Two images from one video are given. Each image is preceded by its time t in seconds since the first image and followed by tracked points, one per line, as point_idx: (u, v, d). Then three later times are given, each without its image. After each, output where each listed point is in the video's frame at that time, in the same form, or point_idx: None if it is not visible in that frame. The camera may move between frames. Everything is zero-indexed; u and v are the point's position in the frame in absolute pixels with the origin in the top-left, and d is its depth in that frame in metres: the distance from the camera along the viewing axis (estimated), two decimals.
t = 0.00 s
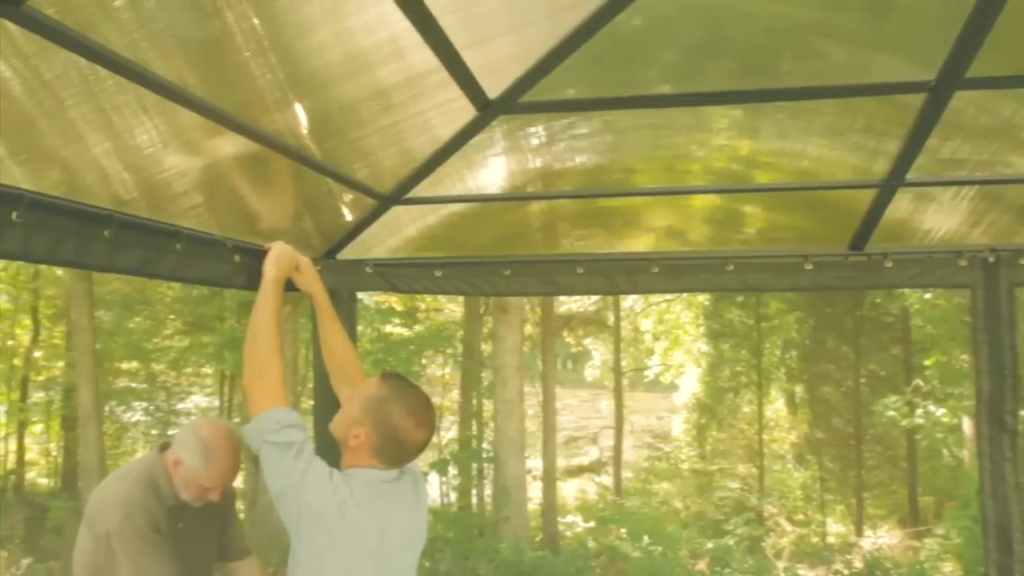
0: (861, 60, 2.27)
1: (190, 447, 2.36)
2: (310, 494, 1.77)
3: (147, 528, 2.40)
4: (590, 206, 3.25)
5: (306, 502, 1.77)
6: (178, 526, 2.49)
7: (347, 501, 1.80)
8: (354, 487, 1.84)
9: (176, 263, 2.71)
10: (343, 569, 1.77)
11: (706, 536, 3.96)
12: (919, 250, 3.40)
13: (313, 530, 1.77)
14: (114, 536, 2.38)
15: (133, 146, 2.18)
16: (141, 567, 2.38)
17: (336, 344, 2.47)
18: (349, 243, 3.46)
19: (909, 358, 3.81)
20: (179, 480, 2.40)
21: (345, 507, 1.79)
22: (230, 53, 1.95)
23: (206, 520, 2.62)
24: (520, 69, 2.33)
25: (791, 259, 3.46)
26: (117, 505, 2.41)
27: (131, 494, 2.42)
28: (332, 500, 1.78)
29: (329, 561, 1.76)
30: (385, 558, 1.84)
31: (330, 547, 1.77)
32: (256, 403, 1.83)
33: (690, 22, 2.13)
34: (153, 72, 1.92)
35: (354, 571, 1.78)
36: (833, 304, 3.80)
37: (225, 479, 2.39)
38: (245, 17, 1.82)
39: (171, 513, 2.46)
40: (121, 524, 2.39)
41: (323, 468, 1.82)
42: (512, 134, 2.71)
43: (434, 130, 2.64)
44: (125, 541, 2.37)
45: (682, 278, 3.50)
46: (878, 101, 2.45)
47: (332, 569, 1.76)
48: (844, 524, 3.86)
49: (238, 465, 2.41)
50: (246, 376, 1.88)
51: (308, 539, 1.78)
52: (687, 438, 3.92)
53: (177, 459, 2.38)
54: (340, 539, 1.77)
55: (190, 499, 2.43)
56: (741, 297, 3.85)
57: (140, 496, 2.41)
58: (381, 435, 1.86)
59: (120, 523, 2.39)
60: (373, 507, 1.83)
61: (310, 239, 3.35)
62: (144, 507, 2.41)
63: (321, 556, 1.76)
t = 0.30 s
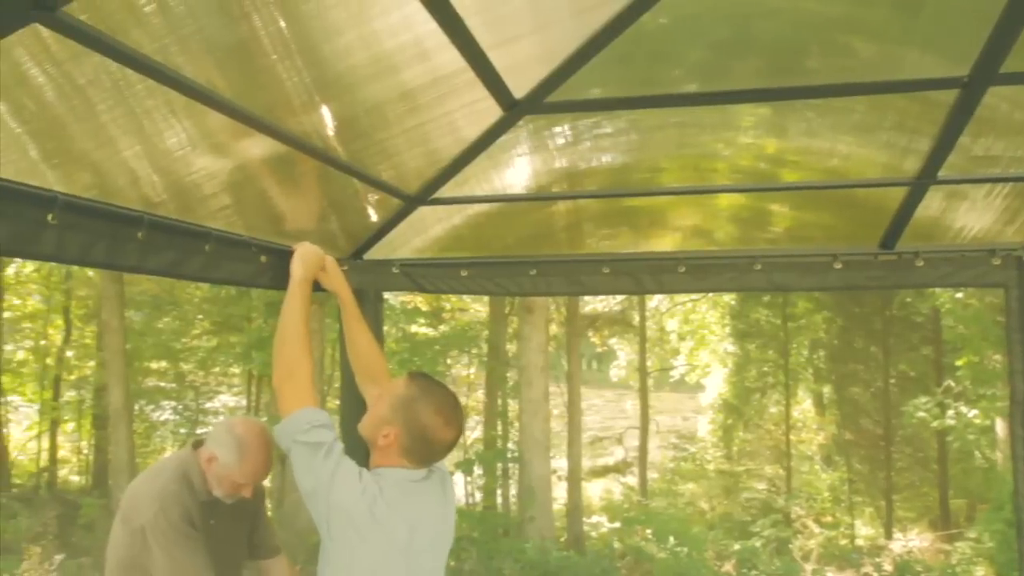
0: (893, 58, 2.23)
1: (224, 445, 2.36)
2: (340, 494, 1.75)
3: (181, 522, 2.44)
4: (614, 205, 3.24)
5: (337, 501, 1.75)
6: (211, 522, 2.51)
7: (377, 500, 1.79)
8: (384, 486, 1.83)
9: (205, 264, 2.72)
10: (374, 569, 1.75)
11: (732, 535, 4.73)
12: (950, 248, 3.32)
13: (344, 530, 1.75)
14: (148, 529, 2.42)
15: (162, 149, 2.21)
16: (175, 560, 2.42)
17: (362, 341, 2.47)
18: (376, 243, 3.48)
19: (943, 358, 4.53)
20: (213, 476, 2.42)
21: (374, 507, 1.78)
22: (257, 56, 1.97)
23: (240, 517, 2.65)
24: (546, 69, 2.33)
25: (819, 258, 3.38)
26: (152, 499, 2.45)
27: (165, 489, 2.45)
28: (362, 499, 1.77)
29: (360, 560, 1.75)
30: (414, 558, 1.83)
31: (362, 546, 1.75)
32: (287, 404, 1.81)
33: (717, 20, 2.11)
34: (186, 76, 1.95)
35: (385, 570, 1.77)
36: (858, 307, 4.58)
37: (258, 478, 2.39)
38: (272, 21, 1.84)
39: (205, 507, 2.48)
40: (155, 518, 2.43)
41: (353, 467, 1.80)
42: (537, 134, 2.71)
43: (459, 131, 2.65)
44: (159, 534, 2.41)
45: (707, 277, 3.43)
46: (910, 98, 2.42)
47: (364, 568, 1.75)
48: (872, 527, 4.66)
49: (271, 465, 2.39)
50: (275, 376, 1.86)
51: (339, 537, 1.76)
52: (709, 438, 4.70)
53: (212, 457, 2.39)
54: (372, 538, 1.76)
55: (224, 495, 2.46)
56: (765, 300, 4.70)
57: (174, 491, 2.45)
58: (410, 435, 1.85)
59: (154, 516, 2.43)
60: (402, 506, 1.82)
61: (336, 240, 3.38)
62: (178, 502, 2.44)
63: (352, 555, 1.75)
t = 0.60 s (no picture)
0: (911, 57, 2.21)
1: (245, 439, 2.39)
2: (354, 494, 1.68)
3: (199, 519, 2.41)
4: (628, 205, 3.24)
5: (352, 501, 1.68)
6: (226, 520, 2.51)
7: (392, 500, 1.72)
8: (398, 486, 1.75)
9: (223, 264, 2.74)
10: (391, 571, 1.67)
11: (747, 536, 5.36)
12: (970, 247, 3.27)
13: (359, 531, 1.68)
14: (166, 527, 2.39)
15: (180, 150, 2.23)
16: (193, 558, 2.37)
17: (379, 342, 2.47)
18: (391, 243, 3.49)
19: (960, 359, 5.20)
20: (234, 472, 2.42)
21: (389, 507, 1.70)
22: (274, 58, 1.97)
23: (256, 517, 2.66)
24: (562, 69, 2.32)
25: (837, 258, 3.35)
26: (170, 495, 2.41)
27: (183, 485, 2.42)
28: (377, 498, 1.69)
29: (376, 563, 1.67)
30: (432, 559, 1.74)
31: (375, 547, 1.67)
32: (299, 404, 1.77)
33: (734, 18, 2.09)
34: (207, 79, 1.96)
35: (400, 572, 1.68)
36: (875, 308, 5.29)
37: (280, 469, 2.42)
38: (288, 22, 1.85)
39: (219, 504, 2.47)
40: (174, 514, 2.39)
41: (368, 467, 1.73)
42: (551, 134, 2.72)
43: (475, 131, 2.65)
44: (176, 530, 2.37)
45: (726, 276, 3.40)
46: (929, 96, 2.39)
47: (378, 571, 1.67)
48: (889, 528, 5.24)
49: (292, 455, 2.45)
50: (290, 376, 1.82)
51: (354, 538, 1.69)
52: (726, 439, 5.44)
53: (233, 451, 2.41)
54: (386, 539, 1.68)
55: (242, 491, 2.46)
56: (783, 301, 5.50)
57: (191, 487, 2.42)
58: (424, 433, 1.78)
59: (172, 513, 2.39)
60: (417, 506, 1.74)
61: (352, 240, 3.40)
62: (196, 498, 2.41)
63: (366, 557, 1.67)
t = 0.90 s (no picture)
0: (927, 55, 2.19)
1: (265, 433, 2.40)
2: (364, 495, 1.65)
3: (214, 516, 2.36)
4: (642, 205, 3.23)
5: (362, 502, 1.65)
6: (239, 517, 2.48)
7: (402, 501, 1.69)
8: (409, 487, 1.73)
9: (236, 265, 2.75)
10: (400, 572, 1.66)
11: (761, 538, 5.37)
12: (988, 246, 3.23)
13: (368, 532, 1.65)
14: (184, 524, 2.33)
15: (194, 152, 2.24)
16: (211, 554, 2.32)
17: (390, 344, 2.47)
18: (404, 243, 3.50)
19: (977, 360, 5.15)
20: (253, 467, 2.41)
21: (399, 508, 1.68)
22: (288, 60, 1.98)
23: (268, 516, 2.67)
24: (575, 68, 2.32)
25: (853, 257, 3.32)
26: (185, 494, 2.36)
27: (198, 483, 2.38)
28: (387, 499, 1.67)
29: (384, 563, 1.65)
30: (441, 558, 1.73)
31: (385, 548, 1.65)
32: (310, 406, 1.70)
33: (747, 17, 2.08)
34: (224, 81, 1.97)
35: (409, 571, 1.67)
36: (890, 308, 5.26)
37: (299, 463, 2.43)
38: (301, 24, 1.85)
39: (233, 503, 2.44)
40: (191, 511, 2.34)
41: (378, 467, 1.69)
42: (565, 134, 2.72)
43: (488, 131, 2.65)
44: (193, 527, 2.31)
45: (740, 275, 3.38)
46: (945, 94, 2.37)
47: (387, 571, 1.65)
48: (903, 531, 5.25)
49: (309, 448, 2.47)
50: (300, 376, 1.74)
51: (363, 538, 1.67)
52: (740, 440, 5.44)
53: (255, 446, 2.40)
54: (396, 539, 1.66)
55: (258, 488, 2.44)
56: (796, 301, 5.51)
57: (206, 484, 2.37)
58: (435, 433, 1.76)
59: (190, 510, 2.34)
60: (426, 507, 1.72)
61: (365, 241, 3.40)
62: (212, 496, 2.37)
63: (376, 556, 1.65)
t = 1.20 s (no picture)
0: (939, 54, 2.18)
1: (287, 432, 2.35)
2: (375, 498, 1.62)
3: (235, 515, 2.36)
4: (653, 205, 3.23)
5: (374, 508, 1.61)
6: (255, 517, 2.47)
7: (415, 505, 1.65)
8: (421, 491, 1.69)
9: (249, 266, 2.77)
10: None
11: (773, 538, 5.34)
12: (1004, 246, 3.20)
13: (381, 535, 1.62)
14: (207, 524, 2.32)
15: (207, 153, 2.25)
16: (233, 553, 2.31)
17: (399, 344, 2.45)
18: (416, 243, 3.50)
19: (991, 360, 5.12)
20: (271, 467, 2.39)
21: (411, 511, 1.64)
22: (300, 61, 1.99)
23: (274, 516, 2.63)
24: (587, 69, 2.32)
25: (866, 257, 3.31)
26: (207, 493, 2.35)
27: (219, 483, 2.36)
28: (399, 502, 1.63)
29: (396, 568, 1.60)
30: (454, 563, 1.68)
31: (400, 555, 1.61)
32: (322, 410, 1.71)
33: (759, 16, 2.07)
34: (237, 82, 1.98)
35: None
36: (903, 308, 5.25)
37: (318, 462, 2.41)
38: (312, 26, 1.86)
39: (250, 502, 2.43)
40: (214, 511, 2.33)
41: (388, 471, 1.66)
42: (575, 134, 2.71)
43: (499, 130, 2.65)
44: (214, 527, 2.30)
45: (752, 276, 3.37)
46: (961, 92, 2.35)
47: None
48: (918, 532, 5.19)
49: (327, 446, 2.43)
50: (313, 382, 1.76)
51: (375, 542, 1.62)
52: (751, 439, 5.47)
53: (275, 445, 2.36)
54: (410, 546, 1.61)
55: (275, 485, 2.41)
56: (809, 302, 5.52)
57: (228, 484, 2.36)
58: (450, 439, 1.73)
59: (213, 510, 2.33)
60: (439, 511, 1.68)
61: (377, 241, 3.41)
62: (232, 495, 2.35)
63: (389, 565, 1.61)
